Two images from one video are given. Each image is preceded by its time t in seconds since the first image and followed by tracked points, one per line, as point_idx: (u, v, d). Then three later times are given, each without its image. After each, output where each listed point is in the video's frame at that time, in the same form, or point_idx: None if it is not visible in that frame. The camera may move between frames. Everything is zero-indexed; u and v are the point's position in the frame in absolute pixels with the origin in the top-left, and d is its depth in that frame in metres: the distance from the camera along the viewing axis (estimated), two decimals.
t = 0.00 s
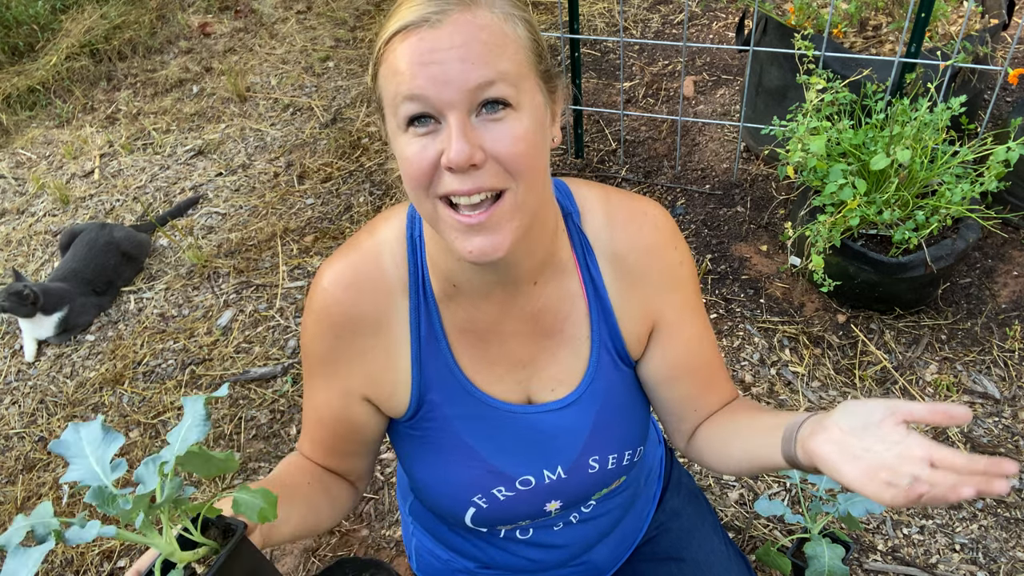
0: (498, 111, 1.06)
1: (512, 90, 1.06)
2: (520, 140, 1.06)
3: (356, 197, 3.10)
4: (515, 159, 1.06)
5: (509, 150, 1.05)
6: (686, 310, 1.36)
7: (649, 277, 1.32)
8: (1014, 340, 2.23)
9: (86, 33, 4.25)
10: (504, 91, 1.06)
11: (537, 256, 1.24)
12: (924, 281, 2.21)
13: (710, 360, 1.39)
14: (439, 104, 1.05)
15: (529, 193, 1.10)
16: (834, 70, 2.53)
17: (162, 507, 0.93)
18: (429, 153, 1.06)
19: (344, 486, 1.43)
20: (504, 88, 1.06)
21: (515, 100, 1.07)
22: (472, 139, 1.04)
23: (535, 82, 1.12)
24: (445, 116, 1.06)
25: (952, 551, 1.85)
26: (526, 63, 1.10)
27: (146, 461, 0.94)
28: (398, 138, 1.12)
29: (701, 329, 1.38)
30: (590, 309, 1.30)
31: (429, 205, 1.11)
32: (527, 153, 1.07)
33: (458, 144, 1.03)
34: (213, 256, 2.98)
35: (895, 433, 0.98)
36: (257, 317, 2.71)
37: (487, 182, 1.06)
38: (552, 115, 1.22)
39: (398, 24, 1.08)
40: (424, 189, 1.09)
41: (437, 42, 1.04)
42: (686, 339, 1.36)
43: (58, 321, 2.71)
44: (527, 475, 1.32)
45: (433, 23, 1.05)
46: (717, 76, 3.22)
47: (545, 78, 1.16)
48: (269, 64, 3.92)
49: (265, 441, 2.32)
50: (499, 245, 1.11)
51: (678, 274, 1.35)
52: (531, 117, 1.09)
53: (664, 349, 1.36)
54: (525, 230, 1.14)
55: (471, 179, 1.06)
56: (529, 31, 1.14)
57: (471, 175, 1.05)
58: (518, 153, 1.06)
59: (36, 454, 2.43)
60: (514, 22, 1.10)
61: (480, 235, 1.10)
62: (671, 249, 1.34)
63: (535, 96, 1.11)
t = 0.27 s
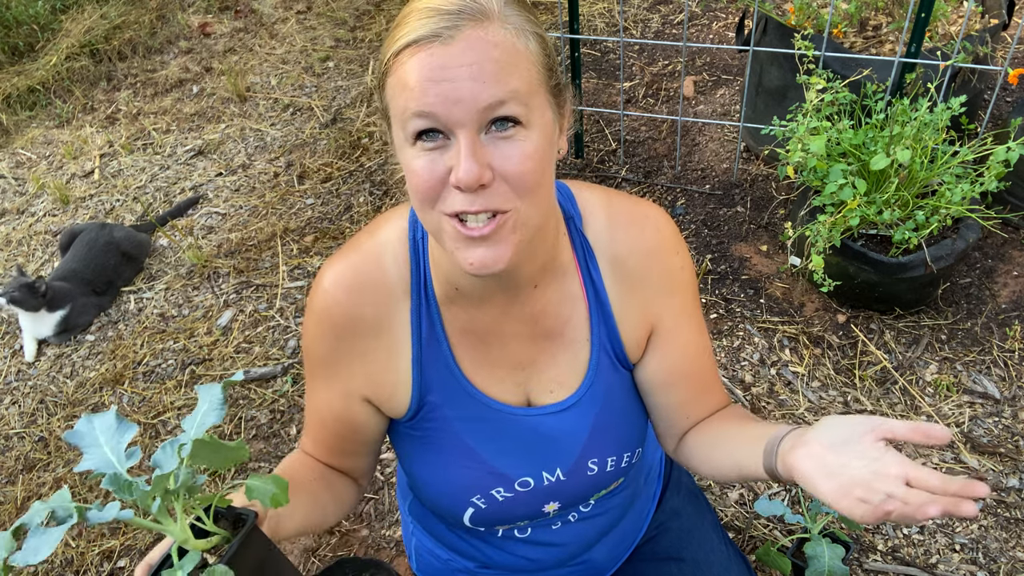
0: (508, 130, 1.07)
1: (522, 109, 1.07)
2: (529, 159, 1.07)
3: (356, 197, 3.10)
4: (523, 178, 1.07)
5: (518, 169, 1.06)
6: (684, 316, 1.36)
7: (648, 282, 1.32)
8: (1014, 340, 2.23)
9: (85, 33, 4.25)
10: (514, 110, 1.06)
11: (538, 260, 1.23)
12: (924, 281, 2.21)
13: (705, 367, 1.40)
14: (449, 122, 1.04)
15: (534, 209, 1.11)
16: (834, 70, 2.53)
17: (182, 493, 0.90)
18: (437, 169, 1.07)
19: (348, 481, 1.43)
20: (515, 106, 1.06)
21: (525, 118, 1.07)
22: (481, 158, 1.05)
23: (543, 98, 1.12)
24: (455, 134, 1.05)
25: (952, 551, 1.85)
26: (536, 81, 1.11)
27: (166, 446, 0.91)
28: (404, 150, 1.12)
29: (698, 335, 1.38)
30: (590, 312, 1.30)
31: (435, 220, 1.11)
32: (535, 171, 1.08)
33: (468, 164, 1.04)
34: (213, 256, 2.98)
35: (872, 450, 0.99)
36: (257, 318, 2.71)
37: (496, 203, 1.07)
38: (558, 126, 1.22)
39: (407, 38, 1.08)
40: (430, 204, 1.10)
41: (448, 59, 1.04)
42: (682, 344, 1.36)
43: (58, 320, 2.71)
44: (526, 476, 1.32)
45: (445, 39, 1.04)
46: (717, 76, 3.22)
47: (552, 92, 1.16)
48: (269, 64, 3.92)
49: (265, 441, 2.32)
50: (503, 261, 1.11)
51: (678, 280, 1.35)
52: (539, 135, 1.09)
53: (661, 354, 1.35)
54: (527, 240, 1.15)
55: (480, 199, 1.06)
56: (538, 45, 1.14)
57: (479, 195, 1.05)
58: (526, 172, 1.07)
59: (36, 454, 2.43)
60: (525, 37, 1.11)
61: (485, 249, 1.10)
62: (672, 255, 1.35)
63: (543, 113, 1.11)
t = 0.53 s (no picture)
0: (507, 129, 1.06)
1: (521, 108, 1.07)
2: (529, 158, 1.07)
3: (356, 197, 3.10)
4: (523, 177, 1.06)
5: (518, 168, 1.06)
6: (683, 316, 1.37)
7: (650, 282, 1.32)
8: (1014, 340, 2.23)
9: (86, 33, 4.25)
10: (514, 110, 1.06)
11: (541, 259, 1.23)
12: (924, 281, 2.21)
13: (701, 369, 1.40)
14: (449, 122, 1.04)
15: (534, 209, 1.11)
16: (834, 70, 2.53)
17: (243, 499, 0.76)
18: (439, 170, 1.06)
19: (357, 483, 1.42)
20: (515, 106, 1.06)
21: (525, 118, 1.07)
22: (481, 158, 1.04)
23: (542, 97, 1.12)
24: (455, 134, 1.05)
25: (952, 551, 1.85)
26: (535, 81, 1.11)
27: (237, 445, 0.74)
28: (404, 152, 1.11)
29: (697, 335, 1.39)
30: (592, 310, 1.30)
31: (437, 221, 1.10)
32: (534, 171, 1.08)
33: (468, 164, 1.03)
34: (213, 256, 2.98)
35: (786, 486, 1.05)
36: (257, 318, 2.71)
37: (496, 204, 1.06)
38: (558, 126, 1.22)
39: (405, 40, 1.08)
40: (432, 206, 1.09)
41: (447, 60, 1.04)
42: (681, 345, 1.37)
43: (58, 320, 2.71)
44: (531, 476, 1.32)
45: (444, 40, 1.05)
46: (717, 76, 3.22)
47: (551, 92, 1.16)
48: (269, 64, 3.92)
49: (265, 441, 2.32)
50: (506, 262, 1.11)
51: (678, 279, 1.35)
52: (539, 134, 1.09)
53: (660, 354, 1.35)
54: (531, 239, 1.14)
55: (482, 201, 1.05)
56: (536, 45, 1.15)
57: (481, 197, 1.05)
58: (526, 171, 1.06)
59: (36, 454, 2.43)
60: (523, 37, 1.11)
61: (488, 249, 1.10)
62: (672, 255, 1.35)
63: (543, 112, 1.11)
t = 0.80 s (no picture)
0: (512, 125, 1.06)
1: (526, 104, 1.07)
2: (534, 153, 1.06)
3: (356, 197, 3.10)
4: (528, 173, 1.06)
5: (522, 164, 1.05)
6: (681, 325, 1.37)
7: (647, 286, 1.33)
8: (1014, 340, 2.23)
9: (85, 33, 4.25)
10: (519, 106, 1.06)
11: (541, 259, 1.23)
12: (924, 281, 2.21)
13: (695, 381, 1.41)
14: (454, 117, 1.04)
15: (539, 205, 1.10)
16: (834, 70, 2.53)
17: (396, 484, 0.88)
18: (443, 165, 1.06)
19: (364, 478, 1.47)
20: (520, 103, 1.06)
21: (530, 113, 1.07)
22: (487, 152, 1.04)
23: (545, 93, 1.12)
24: (460, 129, 1.05)
25: (952, 551, 1.85)
26: (539, 78, 1.11)
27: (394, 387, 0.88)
28: (408, 147, 1.11)
29: (694, 342, 1.39)
30: (589, 312, 1.30)
31: (439, 217, 1.10)
32: (539, 166, 1.07)
33: (474, 158, 1.03)
34: (213, 256, 2.98)
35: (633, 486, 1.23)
36: (257, 318, 2.71)
37: (501, 199, 1.06)
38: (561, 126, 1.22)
39: (412, 33, 1.09)
40: (435, 201, 1.09)
41: (453, 54, 1.04)
42: (676, 351, 1.37)
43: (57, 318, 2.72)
44: (531, 477, 1.36)
45: (451, 34, 1.06)
46: (717, 76, 3.22)
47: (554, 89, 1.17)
48: (269, 64, 3.92)
49: (265, 441, 2.32)
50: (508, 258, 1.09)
51: (676, 283, 1.35)
52: (543, 130, 1.09)
53: (653, 358, 1.36)
54: (532, 238, 1.14)
55: (486, 195, 1.05)
56: (540, 42, 1.15)
57: (486, 191, 1.04)
58: (530, 167, 1.06)
59: (36, 454, 2.43)
60: (529, 34, 1.12)
61: (490, 243, 1.08)
62: (671, 261, 1.34)
63: (546, 108, 1.11)
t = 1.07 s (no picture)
0: (517, 123, 1.07)
1: (530, 103, 1.07)
2: (538, 152, 1.07)
3: (356, 197, 3.10)
4: (532, 173, 1.07)
5: (527, 163, 1.06)
6: (677, 326, 1.37)
7: (643, 287, 1.32)
8: (1014, 340, 2.23)
9: (85, 33, 4.25)
10: (524, 104, 1.06)
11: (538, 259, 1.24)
12: (924, 281, 2.21)
13: (691, 382, 1.40)
14: (459, 115, 1.04)
15: (541, 204, 1.11)
16: (834, 70, 2.53)
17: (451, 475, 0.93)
18: (447, 163, 1.06)
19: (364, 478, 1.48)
20: (525, 101, 1.06)
21: (533, 113, 1.08)
22: (492, 151, 1.05)
23: (548, 93, 1.12)
24: (465, 127, 1.05)
25: (953, 551, 1.85)
26: (542, 78, 1.11)
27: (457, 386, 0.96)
28: (411, 145, 1.10)
29: (691, 344, 1.39)
30: (586, 312, 1.30)
31: (441, 213, 1.11)
32: (544, 165, 1.08)
33: (480, 157, 1.03)
34: (212, 256, 2.98)
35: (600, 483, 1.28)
36: (257, 318, 2.71)
37: (506, 196, 1.07)
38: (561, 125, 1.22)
39: (417, 30, 1.08)
40: (437, 198, 1.09)
41: (460, 53, 1.04)
42: (673, 352, 1.37)
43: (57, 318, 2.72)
44: (528, 476, 1.39)
45: (457, 32, 1.05)
46: (717, 76, 3.22)
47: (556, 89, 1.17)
48: (269, 64, 3.92)
49: (265, 441, 2.32)
50: (511, 257, 1.12)
51: (673, 284, 1.35)
52: (546, 129, 1.10)
53: (647, 359, 1.36)
54: (531, 236, 1.15)
55: (489, 191, 1.06)
56: (542, 42, 1.14)
57: (489, 187, 1.05)
58: (535, 166, 1.07)
59: (36, 454, 2.43)
60: (532, 34, 1.12)
61: (493, 245, 1.11)
62: (668, 262, 1.34)
63: (549, 108, 1.11)
